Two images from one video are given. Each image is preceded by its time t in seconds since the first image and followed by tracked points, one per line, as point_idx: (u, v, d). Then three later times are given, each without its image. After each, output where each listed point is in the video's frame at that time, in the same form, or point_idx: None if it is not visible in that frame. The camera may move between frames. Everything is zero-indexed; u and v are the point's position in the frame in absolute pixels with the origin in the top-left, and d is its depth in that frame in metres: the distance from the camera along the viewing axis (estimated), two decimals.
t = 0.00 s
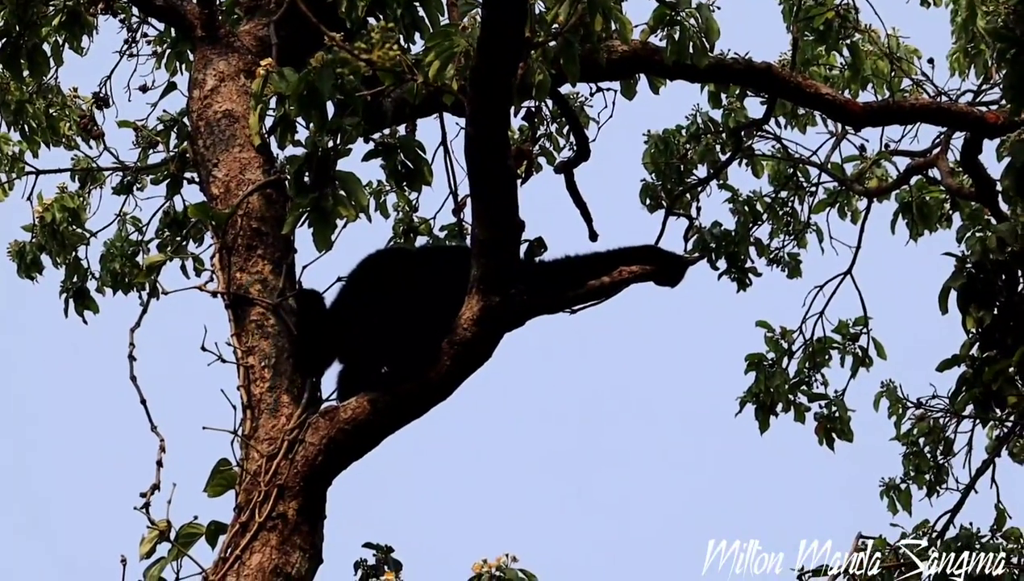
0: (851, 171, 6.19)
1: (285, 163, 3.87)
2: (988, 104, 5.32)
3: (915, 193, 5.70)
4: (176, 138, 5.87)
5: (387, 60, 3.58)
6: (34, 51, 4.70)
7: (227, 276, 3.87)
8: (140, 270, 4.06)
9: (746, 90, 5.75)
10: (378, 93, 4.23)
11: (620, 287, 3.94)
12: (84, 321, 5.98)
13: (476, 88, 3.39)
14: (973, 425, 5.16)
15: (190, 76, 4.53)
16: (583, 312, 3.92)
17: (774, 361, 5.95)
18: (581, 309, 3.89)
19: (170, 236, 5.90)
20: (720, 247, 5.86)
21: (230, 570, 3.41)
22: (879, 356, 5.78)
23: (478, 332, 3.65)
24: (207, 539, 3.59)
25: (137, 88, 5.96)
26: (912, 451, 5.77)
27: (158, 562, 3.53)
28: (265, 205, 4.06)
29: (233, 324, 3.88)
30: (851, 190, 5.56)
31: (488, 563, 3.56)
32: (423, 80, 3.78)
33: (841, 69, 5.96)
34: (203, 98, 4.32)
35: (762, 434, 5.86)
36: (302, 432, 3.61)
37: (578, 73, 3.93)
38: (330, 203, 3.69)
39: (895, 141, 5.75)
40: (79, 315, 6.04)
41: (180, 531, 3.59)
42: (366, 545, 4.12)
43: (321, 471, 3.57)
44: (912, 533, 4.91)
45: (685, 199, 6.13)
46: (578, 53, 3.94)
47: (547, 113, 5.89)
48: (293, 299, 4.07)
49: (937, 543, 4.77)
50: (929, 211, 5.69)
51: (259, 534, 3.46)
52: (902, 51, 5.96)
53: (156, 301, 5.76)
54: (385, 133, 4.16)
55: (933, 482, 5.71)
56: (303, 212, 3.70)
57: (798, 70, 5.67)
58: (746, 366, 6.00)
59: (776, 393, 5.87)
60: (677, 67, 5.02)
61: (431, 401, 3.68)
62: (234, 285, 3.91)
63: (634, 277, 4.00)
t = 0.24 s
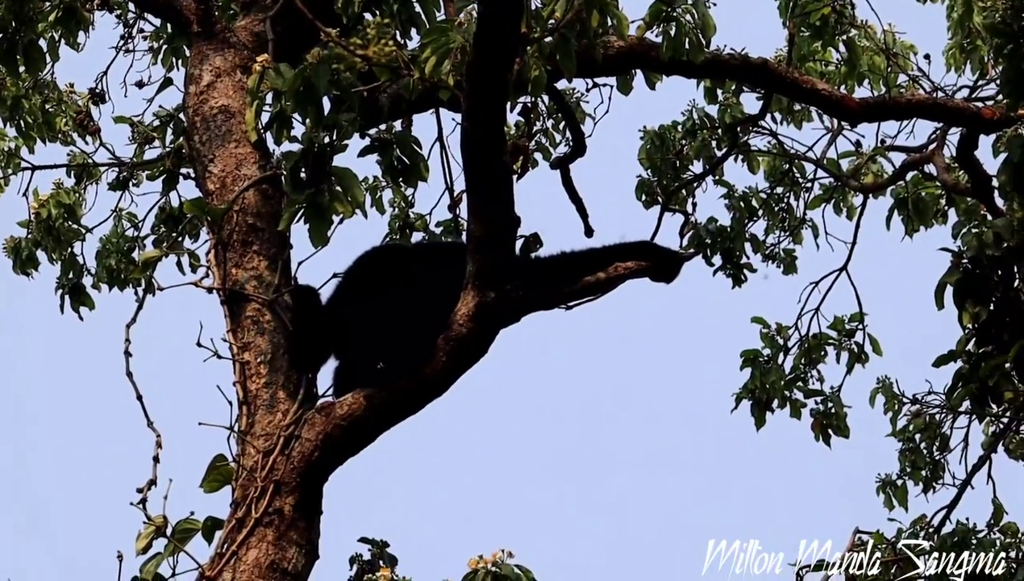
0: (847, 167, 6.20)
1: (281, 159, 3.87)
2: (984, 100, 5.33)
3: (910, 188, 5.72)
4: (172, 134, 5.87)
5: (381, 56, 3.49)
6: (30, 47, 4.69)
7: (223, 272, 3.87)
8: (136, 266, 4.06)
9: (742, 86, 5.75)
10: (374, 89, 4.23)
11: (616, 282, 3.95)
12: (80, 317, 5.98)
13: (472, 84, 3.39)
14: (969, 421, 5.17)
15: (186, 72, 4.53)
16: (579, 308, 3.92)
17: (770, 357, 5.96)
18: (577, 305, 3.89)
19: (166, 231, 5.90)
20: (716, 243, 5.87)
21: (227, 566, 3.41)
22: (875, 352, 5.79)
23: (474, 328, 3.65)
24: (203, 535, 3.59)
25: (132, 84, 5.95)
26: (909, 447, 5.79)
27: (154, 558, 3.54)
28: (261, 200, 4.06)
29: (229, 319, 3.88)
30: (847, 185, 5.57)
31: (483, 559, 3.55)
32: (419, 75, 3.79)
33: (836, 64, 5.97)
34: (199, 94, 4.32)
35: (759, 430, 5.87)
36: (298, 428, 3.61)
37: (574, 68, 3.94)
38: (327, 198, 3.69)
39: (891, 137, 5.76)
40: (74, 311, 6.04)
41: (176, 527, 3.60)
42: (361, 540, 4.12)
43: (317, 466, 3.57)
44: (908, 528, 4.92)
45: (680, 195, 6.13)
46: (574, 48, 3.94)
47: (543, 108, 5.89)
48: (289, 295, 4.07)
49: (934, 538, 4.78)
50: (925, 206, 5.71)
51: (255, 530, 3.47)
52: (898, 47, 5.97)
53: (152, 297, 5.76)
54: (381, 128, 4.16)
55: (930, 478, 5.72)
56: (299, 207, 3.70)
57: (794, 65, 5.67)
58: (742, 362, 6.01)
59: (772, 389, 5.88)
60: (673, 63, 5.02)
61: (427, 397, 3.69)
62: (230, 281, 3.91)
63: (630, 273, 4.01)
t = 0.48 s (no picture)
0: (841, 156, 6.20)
1: (275, 149, 3.87)
2: (978, 89, 5.33)
3: (904, 177, 5.74)
4: (166, 124, 5.86)
5: (374, 45, 3.46)
6: (23, 38, 4.68)
7: (218, 262, 3.86)
8: (130, 256, 4.06)
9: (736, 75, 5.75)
10: (368, 78, 4.22)
11: (610, 272, 3.95)
12: (74, 307, 5.97)
13: (465, 73, 3.39)
14: (963, 410, 5.18)
15: (179, 61, 4.52)
16: (573, 298, 3.93)
17: (764, 346, 5.97)
18: (571, 294, 3.89)
19: (160, 222, 5.89)
20: (710, 232, 5.88)
21: (220, 556, 3.42)
22: (869, 342, 5.81)
23: (468, 318, 3.65)
24: (197, 525, 3.60)
25: (126, 74, 5.94)
26: (903, 436, 5.80)
27: (149, 548, 3.54)
28: (255, 190, 4.06)
29: (223, 310, 3.88)
30: (841, 174, 5.57)
31: (478, 548, 3.55)
32: (413, 65, 3.79)
33: (830, 54, 5.97)
34: (193, 83, 4.31)
35: (753, 420, 5.88)
36: (292, 418, 3.61)
37: (568, 57, 3.91)
38: (321, 188, 3.69)
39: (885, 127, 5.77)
40: (69, 302, 6.04)
41: (171, 517, 3.60)
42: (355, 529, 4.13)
43: (311, 457, 3.57)
44: (903, 517, 4.93)
45: (674, 184, 6.14)
46: (569, 37, 3.93)
47: (537, 98, 5.89)
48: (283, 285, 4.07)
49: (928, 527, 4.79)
50: (919, 195, 5.71)
51: (249, 520, 3.47)
52: (892, 36, 5.97)
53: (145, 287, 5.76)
54: (375, 118, 4.16)
55: (924, 467, 5.74)
56: (293, 197, 3.69)
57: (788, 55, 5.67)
58: (736, 351, 6.02)
59: (766, 378, 5.89)
60: (667, 52, 5.02)
61: (421, 387, 3.69)
62: (224, 271, 3.91)
63: (624, 263, 4.01)
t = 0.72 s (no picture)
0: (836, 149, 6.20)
1: (270, 143, 3.86)
2: (973, 81, 5.33)
3: (899, 170, 5.75)
4: (160, 118, 5.85)
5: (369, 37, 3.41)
6: (18, 32, 4.66)
7: (213, 256, 3.86)
8: (125, 250, 4.05)
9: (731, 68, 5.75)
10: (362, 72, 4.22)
11: (605, 266, 3.95)
12: (69, 302, 5.97)
13: (460, 66, 3.38)
14: (958, 403, 5.19)
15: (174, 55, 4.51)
16: (569, 291, 3.93)
17: (760, 339, 5.98)
18: (566, 288, 3.89)
19: (154, 216, 5.88)
20: (705, 226, 5.88)
21: (216, 551, 3.41)
22: (865, 335, 5.81)
23: (463, 311, 3.65)
24: (192, 519, 3.60)
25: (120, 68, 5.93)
26: (898, 429, 5.82)
27: (144, 543, 3.54)
28: (250, 184, 4.05)
29: (218, 304, 3.88)
30: (836, 167, 5.57)
31: (475, 542, 3.55)
32: (408, 58, 3.78)
33: (825, 46, 5.97)
34: (187, 77, 4.30)
35: (748, 413, 5.89)
36: (287, 412, 3.61)
37: (564, 50, 3.91)
38: (316, 182, 3.69)
39: (880, 119, 5.77)
40: (63, 297, 6.03)
41: (166, 511, 3.60)
42: (352, 523, 4.13)
43: (306, 451, 3.57)
44: (899, 510, 4.94)
45: (669, 177, 6.14)
46: (563, 30, 3.92)
47: (531, 91, 5.88)
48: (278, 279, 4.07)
49: (924, 520, 4.81)
50: (915, 188, 5.71)
51: (244, 515, 3.47)
52: (887, 29, 5.97)
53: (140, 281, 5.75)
54: (370, 112, 4.16)
55: (919, 460, 5.75)
56: (288, 191, 3.69)
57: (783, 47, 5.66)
58: (732, 344, 6.02)
59: (761, 371, 5.90)
60: (661, 45, 5.01)
61: (416, 381, 3.69)
62: (220, 265, 3.91)
63: (619, 256, 4.01)
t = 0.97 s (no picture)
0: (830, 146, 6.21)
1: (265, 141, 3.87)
2: (967, 79, 5.34)
3: (893, 168, 5.77)
4: (155, 116, 5.84)
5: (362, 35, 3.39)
6: (12, 29, 4.66)
7: (207, 254, 3.86)
8: (120, 248, 4.05)
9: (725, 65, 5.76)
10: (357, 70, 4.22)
11: (600, 263, 3.96)
12: (64, 299, 5.96)
13: (454, 64, 3.39)
14: (953, 400, 5.21)
15: (168, 52, 4.51)
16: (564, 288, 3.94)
17: (754, 336, 5.99)
18: (561, 285, 3.90)
19: (149, 213, 5.88)
20: (699, 223, 5.90)
21: (211, 547, 3.42)
22: (859, 332, 5.83)
23: (458, 308, 3.66)
24: (188, 516, 3.60)
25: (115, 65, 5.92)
26: (893, 426, 5.83)
27: (140, 540, 3.55)
28: (244, 181, 4.05)
29: (212, 301, 3.88)
30: (830, 164, 5.58)
31: (471, 538, 3.57)
32: (402, 56, 3.78)
33: (820, 44, 5.98)
34: (181, 74, 4.30)
35: (743, 410, 5.90)
36: (282, 409, 3.62)
37: (558, 47, 3.91)
38: (311, 179, 3.69)
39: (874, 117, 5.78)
40: (58, 294, 6.02)
41: (162, 508, 3.61)
42: (349, 520, 4.13)
43: (301, 448, 3.58)
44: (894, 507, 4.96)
45: (664, 174, 6.15)
46: (557, 28, 3.93)
47: (526, 89, 5.89)
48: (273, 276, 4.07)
49: (919, 517, 4.82)
50: (909, 186, 5.74)
51: (239, 512, 3.48)
52: (881, 27, 5.98)
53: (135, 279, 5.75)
54: (365, 108, 4.15)
55: (914, 457, 5.77)
56: (283, 188, 3.70)
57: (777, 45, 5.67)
58: (726, 341, 6.04)
59: (756, 368, 5.91)
60: (656, 43, 5.02)
61: (411, 378, 3.69)
62: (214, 262, 3.91)
63: (614, 254, 4.02)
